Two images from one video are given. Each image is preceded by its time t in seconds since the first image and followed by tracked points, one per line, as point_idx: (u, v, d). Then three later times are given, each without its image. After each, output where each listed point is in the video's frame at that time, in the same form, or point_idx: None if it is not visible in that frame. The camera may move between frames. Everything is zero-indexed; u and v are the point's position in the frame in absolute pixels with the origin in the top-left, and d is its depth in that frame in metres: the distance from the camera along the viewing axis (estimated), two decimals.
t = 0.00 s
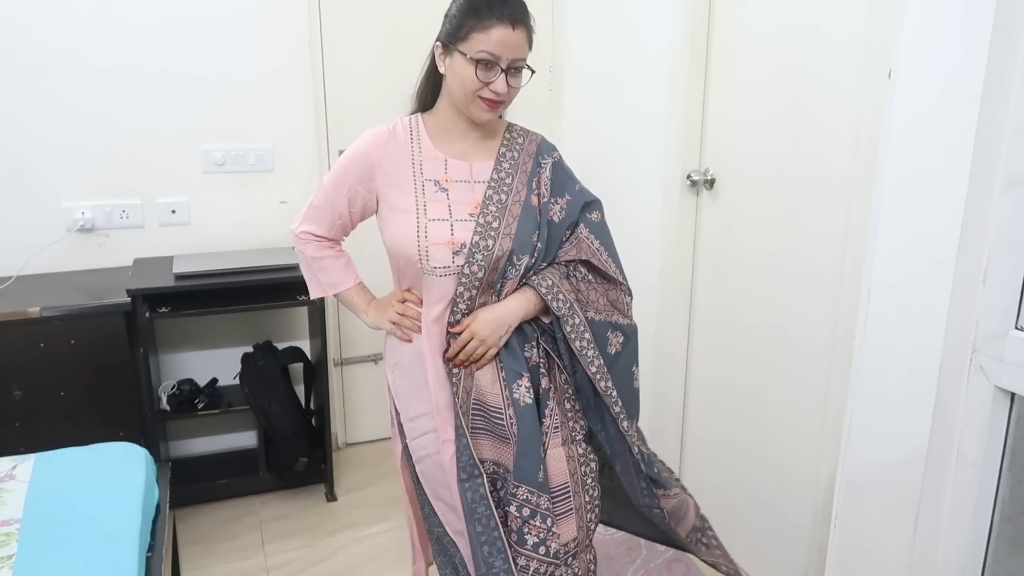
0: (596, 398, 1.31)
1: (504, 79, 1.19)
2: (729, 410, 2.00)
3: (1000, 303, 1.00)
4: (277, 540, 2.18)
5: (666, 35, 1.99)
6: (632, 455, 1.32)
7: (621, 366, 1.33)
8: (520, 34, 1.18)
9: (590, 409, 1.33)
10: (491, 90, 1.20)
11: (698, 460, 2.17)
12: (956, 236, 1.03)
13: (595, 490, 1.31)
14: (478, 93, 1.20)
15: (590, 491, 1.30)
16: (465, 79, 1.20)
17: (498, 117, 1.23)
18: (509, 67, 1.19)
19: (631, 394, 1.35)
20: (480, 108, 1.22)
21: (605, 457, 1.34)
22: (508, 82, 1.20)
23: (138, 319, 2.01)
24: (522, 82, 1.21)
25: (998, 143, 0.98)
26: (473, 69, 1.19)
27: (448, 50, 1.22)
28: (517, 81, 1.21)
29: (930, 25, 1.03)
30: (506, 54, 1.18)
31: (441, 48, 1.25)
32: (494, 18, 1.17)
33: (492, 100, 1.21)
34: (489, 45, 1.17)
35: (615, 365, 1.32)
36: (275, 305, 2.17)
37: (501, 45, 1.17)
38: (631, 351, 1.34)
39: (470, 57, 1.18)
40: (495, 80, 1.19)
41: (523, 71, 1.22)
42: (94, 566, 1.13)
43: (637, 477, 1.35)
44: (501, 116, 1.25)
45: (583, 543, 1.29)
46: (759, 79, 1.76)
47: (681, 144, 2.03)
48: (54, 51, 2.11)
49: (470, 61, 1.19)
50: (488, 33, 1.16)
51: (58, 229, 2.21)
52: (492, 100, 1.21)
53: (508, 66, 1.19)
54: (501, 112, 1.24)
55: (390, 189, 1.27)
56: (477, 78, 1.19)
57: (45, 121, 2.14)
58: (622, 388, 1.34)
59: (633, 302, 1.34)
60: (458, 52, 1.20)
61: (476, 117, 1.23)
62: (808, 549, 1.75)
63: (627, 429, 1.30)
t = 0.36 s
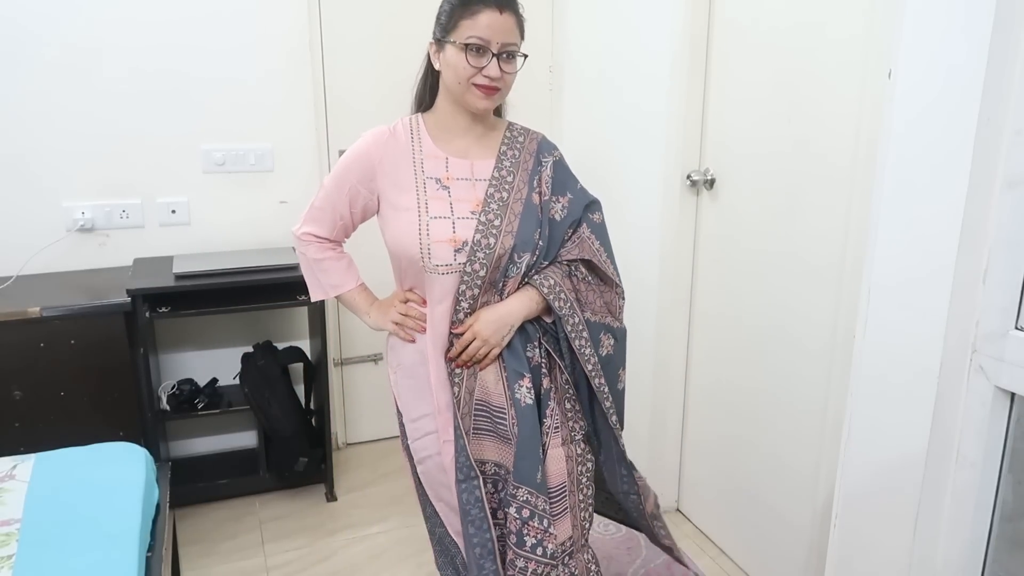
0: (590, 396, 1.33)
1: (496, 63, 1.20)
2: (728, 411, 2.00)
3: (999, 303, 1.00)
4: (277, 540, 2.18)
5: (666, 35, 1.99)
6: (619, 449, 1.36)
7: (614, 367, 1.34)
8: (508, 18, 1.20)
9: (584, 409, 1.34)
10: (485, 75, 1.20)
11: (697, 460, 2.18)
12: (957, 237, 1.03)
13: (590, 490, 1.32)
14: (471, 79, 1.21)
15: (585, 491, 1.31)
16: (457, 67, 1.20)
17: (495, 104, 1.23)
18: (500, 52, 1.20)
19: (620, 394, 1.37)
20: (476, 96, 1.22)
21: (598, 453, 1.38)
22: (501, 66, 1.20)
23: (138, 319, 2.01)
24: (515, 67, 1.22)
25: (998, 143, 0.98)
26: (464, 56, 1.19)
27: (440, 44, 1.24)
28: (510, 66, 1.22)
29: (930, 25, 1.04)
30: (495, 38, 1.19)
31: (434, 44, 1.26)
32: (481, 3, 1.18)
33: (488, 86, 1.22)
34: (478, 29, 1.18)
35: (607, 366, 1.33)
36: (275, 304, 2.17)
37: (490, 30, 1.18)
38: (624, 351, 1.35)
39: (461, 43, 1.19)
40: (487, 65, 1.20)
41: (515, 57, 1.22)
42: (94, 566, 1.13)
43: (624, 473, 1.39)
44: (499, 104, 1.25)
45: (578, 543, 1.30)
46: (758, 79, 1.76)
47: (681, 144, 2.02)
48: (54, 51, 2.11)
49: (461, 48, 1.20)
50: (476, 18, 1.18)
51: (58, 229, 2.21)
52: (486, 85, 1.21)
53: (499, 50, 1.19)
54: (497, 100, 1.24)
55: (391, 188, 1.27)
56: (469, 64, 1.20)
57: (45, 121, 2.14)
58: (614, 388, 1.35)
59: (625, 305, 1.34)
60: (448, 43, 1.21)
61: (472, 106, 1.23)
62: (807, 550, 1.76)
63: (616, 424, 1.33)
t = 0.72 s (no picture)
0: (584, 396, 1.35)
1: (481, 59, 1.20)
2: (727, 411, 2.00)
3: (999, 303, 1.00)
4: (277, 540, 2.18)
5: (666, 36, 1.99)
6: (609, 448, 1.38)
7: (609, 367, 1.35)
8: (494, 15, 1.19)
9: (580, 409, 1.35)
10: (470, 71, 1.20)
11: (697, 461, 2.18)
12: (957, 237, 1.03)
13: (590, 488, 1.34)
14: (457, 76, 1.21)
15: (586, 489, 1.33)
16: (443, 63, 1.21)
17: (482, 101, 1.23)
18: (485, 48, 1.19)
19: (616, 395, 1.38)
20: (462, 93, 1.22)
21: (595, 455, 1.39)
22: (486, 62, 1.20)
23: (138, 319, 2.01)
24: (501, 64, 1.21)
25: (998, 142, 0.98)
26: (450, 52, 1.20)
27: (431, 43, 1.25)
28: (497, 63, 1.21)
29: (930, 26, 1.04)
30: (480, 34, 1.19)
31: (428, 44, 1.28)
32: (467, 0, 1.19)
33: (473, 82, 1.22)
34: (463, 26, 1.18)
35: (603, 366, 1.34)
36: (274, 304, 2.17)
37: (474, 26, 1.18)
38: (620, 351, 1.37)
39: (447, 40, 1.20)
40: (471, 61, 1.20)
41: (503, 54, 1.22)
42: (94, 566, 1.13)
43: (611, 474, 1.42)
44: (487, 102, 1.24)
45: (580, 542, 1.31)
46: (758, 79, 1.76)
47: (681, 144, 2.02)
48: (54, 51, 2.11)
49: (447, 45, 1.20)
50: (462, 15, 1.18)
51: (58, 229, 2.21)
52: (472, 82, 1.21)
53: (484, 46, 1.19)
54: (485, 97, 1.23)
55: (387, 189, 1.27)
56: (454, 60, 1.20)
57: (45, 121, 2.14)
58: (610, 389, 1.37)
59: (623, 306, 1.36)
60: (437, 40, 1.22)
61: (459, 102, 1.23)
62: (808, 550, 1.75)
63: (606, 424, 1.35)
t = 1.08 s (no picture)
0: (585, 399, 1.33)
1: (466, 57, 1.21)
2: (728, 411, 2.00)
3: (999, 304, 0.99)
4: (277, 540, 2.18)
5: (666, 36, 1.99)
6: (614, 458, 1.36)
7: (614, 371, 1.33)
8: (479, 13, 1.21)
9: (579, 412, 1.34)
10: (456, 70, 1.22)
11: (698, 461, 2.18)
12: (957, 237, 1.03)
13: (587, 492, 1.34)
14: (445, 75, 1.23)
15: (582, 493, 1.33)
16: (430, 64, 1.23)
17: (471, 98, 1.24)
18: (470, 46, 1.21)
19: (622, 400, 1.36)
20: (450, 91, 1.24)
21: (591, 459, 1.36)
22: (472, 60, 1.22)
23: (138, 319, 2.01)
24: (488, 61, 1.22)
25: (998, 143, 0.97)
26: (436, 52, 1.22)
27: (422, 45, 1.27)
28: (483, 61, 1.23)
29: (930, 27, 1.04)
30: (465, 33, 1.20)
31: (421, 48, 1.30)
32: None
33: (461, 81, 1.23)
34: (447, 25, 1.20)
35: (610, 370, 1.33)
36: (273, 304, 2.17)
37: (459, 25, 1.20)
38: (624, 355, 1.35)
39: (433, 40, 1.22)
40: (457, 59, 1.21)
41: (490, 52, 1.23)
42: (94, 566, 1.13)
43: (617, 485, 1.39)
44: (476, 100, 1.25)
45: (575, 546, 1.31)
46: (758, 79, 1.76)
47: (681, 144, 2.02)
48: (54, 51, 2.11)
49: (434, 45, 1.23)
50: (447, 15, 1.20)
51: (58, 229, 2.21)
52: (458, 80, 1.23)
53: (469, 44, 1.21)
54: (473, 95, 1.25)
55: (382, 189, 1.28)
56: (440, 59, 1.22)
57: (45, 121, 2.14)
58: (615, 394, 1.35)
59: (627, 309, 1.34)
60: (426, 42, 1.25)
61: (448, 101, 1.25)
62: (808, 550, 1.75)
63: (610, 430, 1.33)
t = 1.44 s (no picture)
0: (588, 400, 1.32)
1: (464, 59, 1.22)
2: (729, 412, 2.00)
3: (999, 303, 0.99)
4: (277, 540, 2.18)
5: (666, 36, 1.99)
6: (618, 465, 1.33)
7: (621, 369, 1.33)
8: (475, 14, 1.22)
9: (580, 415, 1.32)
10: (453, 71, 1.22)
11: (699, 461, 2.17)
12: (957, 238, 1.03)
13: (595, 495, 1.30)
14: (442, 77, 1.23)
15: (590, 495, 1.29)
16: (428, 66, 1.24)
17: (469, 100, 1.25)
18: (468, 48, 1.21)
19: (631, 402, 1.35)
20: (447, 93, 1.24)
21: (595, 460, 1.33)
22: (469, 62, 1.22)
23: (138, 319, 2.02)
24: (485, 62, 1.23)
25: (998, 143, 0.98)
26: (433, 54, 1.22)
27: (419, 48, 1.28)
28: (480, 62, 1.23)
29: (931, 28, 1.04)
30: (461, 35, 1.21)
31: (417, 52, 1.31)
32: (447, 2, 1.22)
33: (458, 82, 1.23)
34: (444, 28, 1.21)
35: (616, 368, 1.32)
36: (274, 304, 2.17)
37: (456, 27, 1.20)
38: (629, 355, 1.34)
39: (430, 43, 1.23)
40: (454, 61, 1.22)
41: (487, 53, 1.23)
42: (94, 566, 1.13)
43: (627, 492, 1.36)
44: (474, 101, 1.26)
45: (583, 547, 1.28)
46: (759, 79, 1.76)
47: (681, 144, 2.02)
48: (54, 51, 2.11)
49: (431, 47, 1.23)
50: (444, 17, 1.21)
51: (58, 229, 2.21)
52: (456, 82, 1.23)
53: (466, 46, 1.21)
54: (471, 96, 1.25)
55: (380, 190, 1.28)
56: (437, 61, 1.22)
57: (45, 121, 2.14)
58: (622, 396, 1.33)
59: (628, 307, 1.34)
60: (422, 45, 1.25)
61: (446, 102, 1.25)
62: (811, 548, 1.74)
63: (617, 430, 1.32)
